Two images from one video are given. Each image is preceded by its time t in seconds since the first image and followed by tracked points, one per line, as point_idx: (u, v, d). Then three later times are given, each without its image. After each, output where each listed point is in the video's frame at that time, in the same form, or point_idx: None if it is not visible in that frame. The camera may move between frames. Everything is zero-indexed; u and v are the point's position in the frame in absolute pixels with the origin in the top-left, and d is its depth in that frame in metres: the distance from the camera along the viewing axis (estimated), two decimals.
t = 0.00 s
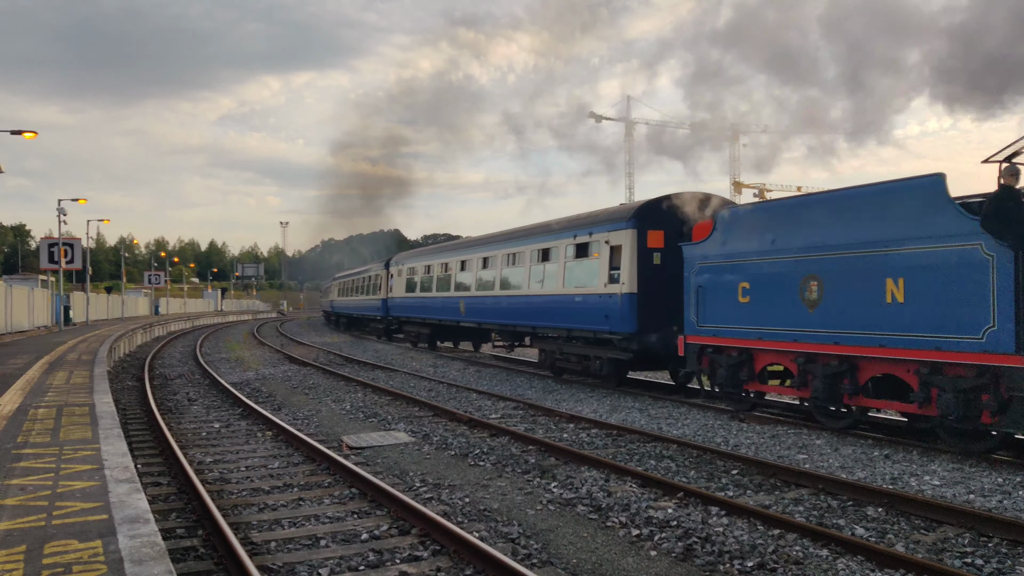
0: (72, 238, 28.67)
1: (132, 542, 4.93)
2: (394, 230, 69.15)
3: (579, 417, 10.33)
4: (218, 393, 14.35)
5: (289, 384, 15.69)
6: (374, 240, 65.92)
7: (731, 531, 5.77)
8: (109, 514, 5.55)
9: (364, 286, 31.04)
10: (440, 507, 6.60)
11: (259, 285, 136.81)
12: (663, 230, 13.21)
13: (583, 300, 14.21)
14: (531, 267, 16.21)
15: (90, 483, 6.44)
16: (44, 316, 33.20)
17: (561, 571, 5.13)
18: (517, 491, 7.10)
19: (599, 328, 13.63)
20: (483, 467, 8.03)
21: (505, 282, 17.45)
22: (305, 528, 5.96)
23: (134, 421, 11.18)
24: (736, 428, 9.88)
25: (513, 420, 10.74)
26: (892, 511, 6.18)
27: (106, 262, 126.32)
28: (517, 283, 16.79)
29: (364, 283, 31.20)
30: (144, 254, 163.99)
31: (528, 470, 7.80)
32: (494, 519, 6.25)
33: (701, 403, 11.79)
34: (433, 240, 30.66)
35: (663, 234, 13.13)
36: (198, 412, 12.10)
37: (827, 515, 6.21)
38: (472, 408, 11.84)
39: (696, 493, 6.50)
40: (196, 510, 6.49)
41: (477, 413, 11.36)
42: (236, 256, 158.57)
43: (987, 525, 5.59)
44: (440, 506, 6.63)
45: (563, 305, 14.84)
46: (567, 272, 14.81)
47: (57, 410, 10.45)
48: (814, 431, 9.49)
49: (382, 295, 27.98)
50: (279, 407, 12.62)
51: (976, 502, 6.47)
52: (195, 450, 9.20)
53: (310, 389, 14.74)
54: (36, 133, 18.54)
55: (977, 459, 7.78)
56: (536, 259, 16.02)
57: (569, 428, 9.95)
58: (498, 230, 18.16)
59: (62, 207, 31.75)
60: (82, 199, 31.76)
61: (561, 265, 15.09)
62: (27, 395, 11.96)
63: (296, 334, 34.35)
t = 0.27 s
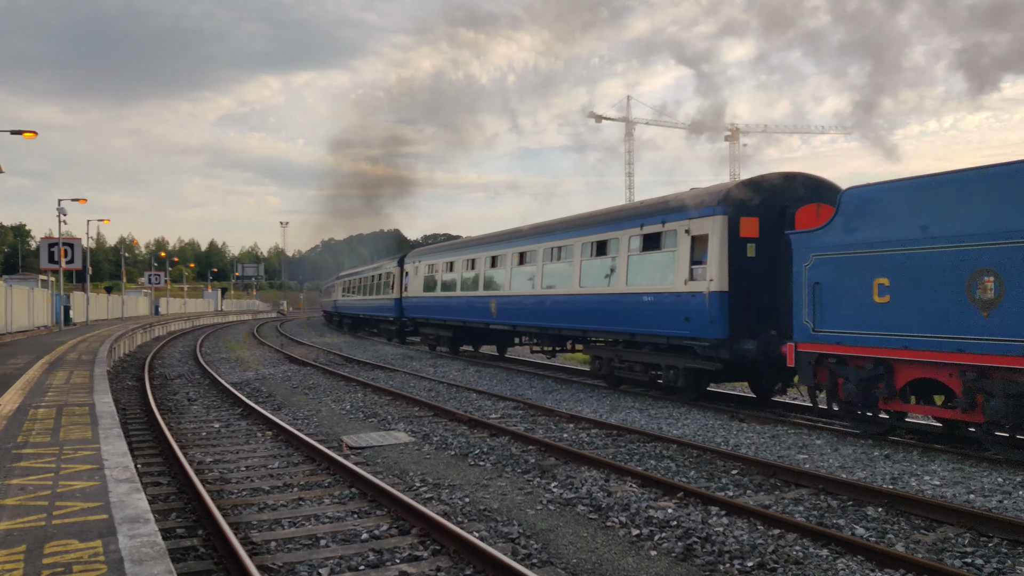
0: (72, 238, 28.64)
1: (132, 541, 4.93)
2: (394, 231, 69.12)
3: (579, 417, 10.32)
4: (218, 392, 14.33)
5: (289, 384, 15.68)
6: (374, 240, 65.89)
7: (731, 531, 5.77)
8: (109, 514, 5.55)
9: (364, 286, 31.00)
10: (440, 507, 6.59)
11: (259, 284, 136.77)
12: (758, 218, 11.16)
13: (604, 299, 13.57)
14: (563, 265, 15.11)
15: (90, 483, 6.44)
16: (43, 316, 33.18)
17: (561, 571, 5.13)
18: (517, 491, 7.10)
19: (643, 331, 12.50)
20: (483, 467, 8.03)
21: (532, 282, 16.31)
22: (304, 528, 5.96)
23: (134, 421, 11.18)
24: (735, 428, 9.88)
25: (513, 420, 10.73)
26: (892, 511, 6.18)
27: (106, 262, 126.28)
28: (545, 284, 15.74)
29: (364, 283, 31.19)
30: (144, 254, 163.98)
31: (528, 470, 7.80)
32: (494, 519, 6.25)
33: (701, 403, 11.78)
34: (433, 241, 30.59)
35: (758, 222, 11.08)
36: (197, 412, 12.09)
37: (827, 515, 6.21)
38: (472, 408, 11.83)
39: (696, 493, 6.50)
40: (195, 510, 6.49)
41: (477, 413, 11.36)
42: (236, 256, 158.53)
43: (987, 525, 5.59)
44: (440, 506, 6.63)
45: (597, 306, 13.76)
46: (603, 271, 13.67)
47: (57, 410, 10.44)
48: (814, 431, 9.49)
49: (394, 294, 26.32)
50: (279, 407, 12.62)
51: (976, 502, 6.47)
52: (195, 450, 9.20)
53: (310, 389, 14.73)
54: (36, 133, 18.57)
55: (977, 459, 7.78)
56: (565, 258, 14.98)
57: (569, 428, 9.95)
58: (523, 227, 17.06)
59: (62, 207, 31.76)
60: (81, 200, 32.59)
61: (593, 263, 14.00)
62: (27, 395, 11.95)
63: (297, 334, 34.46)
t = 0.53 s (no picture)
0: (72, 238, 28.65)
1: (132, 542, 4.93)
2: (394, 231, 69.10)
3: (579, 417, 10.32)
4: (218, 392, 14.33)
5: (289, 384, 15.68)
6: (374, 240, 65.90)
7: (731, 531, 5.77)
8: (109, 514, 5.55)
9: (363, 286, 30.96)
10: (440, 507, 6.60)
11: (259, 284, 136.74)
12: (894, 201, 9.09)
13: (603, 298, 13.69)
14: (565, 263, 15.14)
15: (90, 483, 6.44)
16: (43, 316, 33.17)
17: (561, 571, 5.13)
18: (517, 491, 7.10)
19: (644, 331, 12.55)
20: (483, 467, 8.03)
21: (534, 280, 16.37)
22: (304, 528, 5.96)
23: (134, 421, 11.18)
24: (735, 428, 9.88)
25: (513, 420, 10.73)
26: (893, 511, 6.19)
27: (106, 262, 126.25)
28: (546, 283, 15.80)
29: (364, 283, 31.20)
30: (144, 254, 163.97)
31: (528, 470, 7.80)
32: (494, 519, 6.25)
33: (701, 403, 11.78)
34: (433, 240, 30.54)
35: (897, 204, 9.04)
36: (198, 412, 12.09)
37: (827, 515, 6.21)
38: (472, 408, 11.83)
39: (695, 493, 6.50)
40: (195, 510, 6.49)
41: (477, 413, 11.36)
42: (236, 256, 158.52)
43: (987, 525, 5.59)
44: (440, 506, 6.63)
45: (596, 305, 13.89)
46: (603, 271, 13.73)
47: (57, 410, 10.45)
48: (814, 431, 9.49)
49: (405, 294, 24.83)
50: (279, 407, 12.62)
51: (976, 502, 6.47)
52: (195, 450, 9.20)
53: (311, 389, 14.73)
54: (37, 133, 18.58)
55: (977, 459, 7.78)
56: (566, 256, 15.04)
57: (569, 428, 9.95)
58: (526, 225, 17.05)
59: (62, 207, 31.75)
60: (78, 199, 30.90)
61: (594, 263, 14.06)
62: (27, 395, 11.95)
63: (297, 334, 34.49)
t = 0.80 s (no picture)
0: (72, 238, 28.64)
1: (132, 541, 4.92)
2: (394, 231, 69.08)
3: (579, 417, 10.32)
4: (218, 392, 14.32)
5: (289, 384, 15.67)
6: (374, 239, 65.88)
7: (731, 531, 5.77)
8: (109, 514, 5.55)
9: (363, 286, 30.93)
10: (440, 507, 6.59)
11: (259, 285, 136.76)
12: None
13: (604, 298, 13.76)
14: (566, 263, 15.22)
15: (90, 483, 6.44)
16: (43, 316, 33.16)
17: (561, 571, 5.13)
18: (517, 491, 7.10)
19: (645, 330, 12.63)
20: (483, 467, 8.02)
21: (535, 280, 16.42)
22: (304, 528, 5.96)
23: (134, 421, 11.17)
24: (735, 428, 9.87)
25: (513, 420, 10.72)
26: (893, 511, 6.18)
27: (106, 262, 126.25)
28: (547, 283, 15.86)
29: (364, 283, 31.20)
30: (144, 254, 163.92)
31: (528, 470, 7.80)
32: (494, 519, 6.25)
33: (701, 403, 11.78)
34: (433, 241, 30.47)
35: None
36: (197, 412, 12.08)
37: (827, 514, 6.21)
38: (472, 408, 11.82)
39: (695, 493, 6.50)
40: (196, 510, 6.49)
41: (477, 413, 11.35)
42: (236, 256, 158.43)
43: (987, 525, 5.58)
44: (440, 506, 6.63)
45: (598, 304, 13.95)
46: (605, 271, 13.82)
47: (57, 410, 10.44)
48: (814, 431, 9.49)
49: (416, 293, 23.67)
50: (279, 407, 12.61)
51: (976, 502, 6.47)
52: (195, 450, 9.19)
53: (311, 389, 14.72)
54: (37, 133, 18.59)
55: (977, 459, 7.77)
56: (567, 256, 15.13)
57: (569, 427, 9.94)
58: (530, 228, 16.98)
59: (62, 207, 31.72)
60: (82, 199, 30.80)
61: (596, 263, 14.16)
62: (27, 395, 11.95)
63: (296, 334, 34.49)
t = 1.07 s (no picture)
0: (72, 238, 28.63)
1: (132, 542, 4.92)
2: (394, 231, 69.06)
3: (579, 417, 10.32)
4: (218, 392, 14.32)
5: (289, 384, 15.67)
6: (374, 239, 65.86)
7: (731, 531, 5.77)
8: (109, 514, 5.55)
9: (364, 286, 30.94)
10: (440, 507, 6.60)
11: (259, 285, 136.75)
12: None
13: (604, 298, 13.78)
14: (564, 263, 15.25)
15: (90, 483, 6.44)
16: (43, 316, 33.15)
17: (561, 571, 5.13)
18: (517, 491, 7.10)
19: (647, 330, 12.65)
20: (483, 467, 8.02)
21: (534, 280, 16.43)
22: (304, 528, 5.96)
23: (134, 421, 11.17)
24: (735, 428, 9.87)
25: (513, 420, 10.72)
26: (892, 511, 6.18)
27: (106, 262, 126.27)
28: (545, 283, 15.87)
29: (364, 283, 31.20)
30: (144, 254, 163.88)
31: (528, 470, 7.80)
32: (494, 519, 6.25)
33: (701, 403, 11.77)
34: (432, 241, 30.41)
35: None
36: (197, 412, 12.08)
37: (827, 515, 6.21)
38: (472, 408, 11.82)
39: (695, 493, 6.50)
40: (196, 510, 6.49)
41: (477, 413, 11.35)
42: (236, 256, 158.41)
43: (987, 525, 5.59)
44: (440, 506, 6.63)
45: (597, 303, 13.97)
46: (606, 271, 13.86)
47: (57, 410, 10.44)
48: (814, 431, 9.49)
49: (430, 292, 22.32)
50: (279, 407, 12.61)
51: (976, 502, 6.47)
52: (195, 450, 9.19)
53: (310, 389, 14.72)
54: (37, 133, 18.61)
55: (977, 459, 7.77)
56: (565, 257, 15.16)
57: (569, 427, 9.95)
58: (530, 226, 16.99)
59: (62, 207, 31.71)
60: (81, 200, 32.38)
61: (597, 263, 14.20)
62: (27, 395, 11.95)
63: (296, 334, 34.50)
